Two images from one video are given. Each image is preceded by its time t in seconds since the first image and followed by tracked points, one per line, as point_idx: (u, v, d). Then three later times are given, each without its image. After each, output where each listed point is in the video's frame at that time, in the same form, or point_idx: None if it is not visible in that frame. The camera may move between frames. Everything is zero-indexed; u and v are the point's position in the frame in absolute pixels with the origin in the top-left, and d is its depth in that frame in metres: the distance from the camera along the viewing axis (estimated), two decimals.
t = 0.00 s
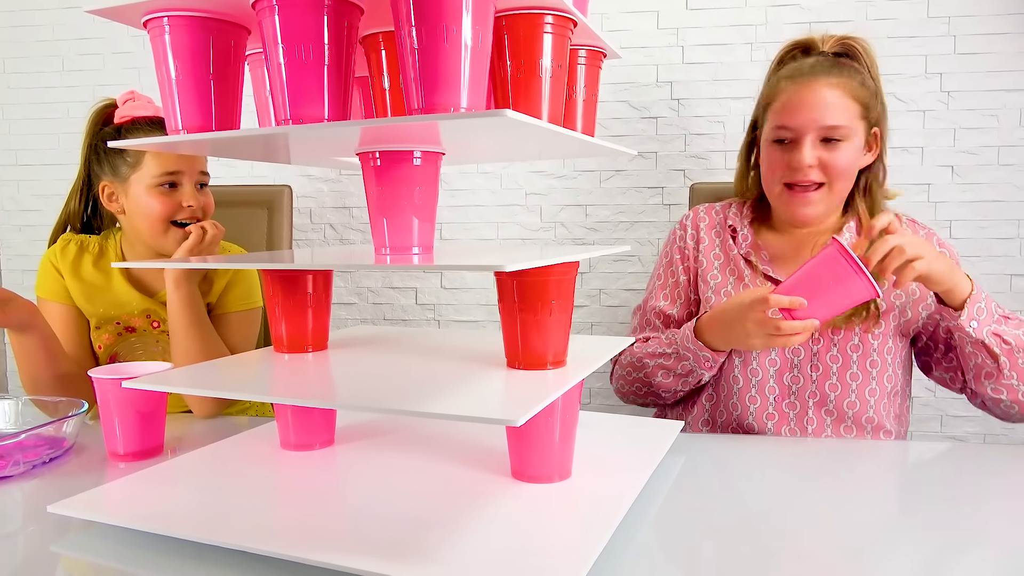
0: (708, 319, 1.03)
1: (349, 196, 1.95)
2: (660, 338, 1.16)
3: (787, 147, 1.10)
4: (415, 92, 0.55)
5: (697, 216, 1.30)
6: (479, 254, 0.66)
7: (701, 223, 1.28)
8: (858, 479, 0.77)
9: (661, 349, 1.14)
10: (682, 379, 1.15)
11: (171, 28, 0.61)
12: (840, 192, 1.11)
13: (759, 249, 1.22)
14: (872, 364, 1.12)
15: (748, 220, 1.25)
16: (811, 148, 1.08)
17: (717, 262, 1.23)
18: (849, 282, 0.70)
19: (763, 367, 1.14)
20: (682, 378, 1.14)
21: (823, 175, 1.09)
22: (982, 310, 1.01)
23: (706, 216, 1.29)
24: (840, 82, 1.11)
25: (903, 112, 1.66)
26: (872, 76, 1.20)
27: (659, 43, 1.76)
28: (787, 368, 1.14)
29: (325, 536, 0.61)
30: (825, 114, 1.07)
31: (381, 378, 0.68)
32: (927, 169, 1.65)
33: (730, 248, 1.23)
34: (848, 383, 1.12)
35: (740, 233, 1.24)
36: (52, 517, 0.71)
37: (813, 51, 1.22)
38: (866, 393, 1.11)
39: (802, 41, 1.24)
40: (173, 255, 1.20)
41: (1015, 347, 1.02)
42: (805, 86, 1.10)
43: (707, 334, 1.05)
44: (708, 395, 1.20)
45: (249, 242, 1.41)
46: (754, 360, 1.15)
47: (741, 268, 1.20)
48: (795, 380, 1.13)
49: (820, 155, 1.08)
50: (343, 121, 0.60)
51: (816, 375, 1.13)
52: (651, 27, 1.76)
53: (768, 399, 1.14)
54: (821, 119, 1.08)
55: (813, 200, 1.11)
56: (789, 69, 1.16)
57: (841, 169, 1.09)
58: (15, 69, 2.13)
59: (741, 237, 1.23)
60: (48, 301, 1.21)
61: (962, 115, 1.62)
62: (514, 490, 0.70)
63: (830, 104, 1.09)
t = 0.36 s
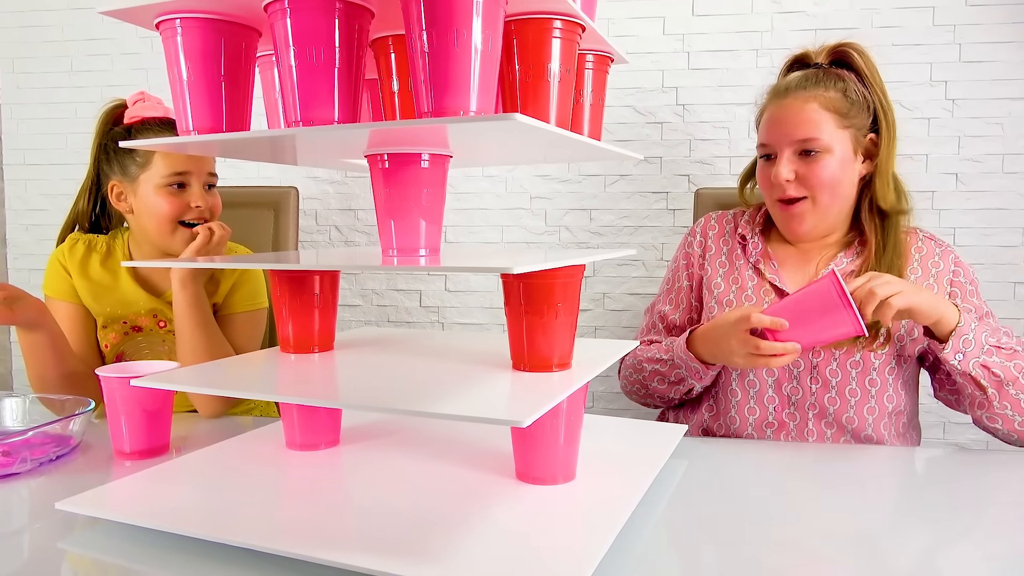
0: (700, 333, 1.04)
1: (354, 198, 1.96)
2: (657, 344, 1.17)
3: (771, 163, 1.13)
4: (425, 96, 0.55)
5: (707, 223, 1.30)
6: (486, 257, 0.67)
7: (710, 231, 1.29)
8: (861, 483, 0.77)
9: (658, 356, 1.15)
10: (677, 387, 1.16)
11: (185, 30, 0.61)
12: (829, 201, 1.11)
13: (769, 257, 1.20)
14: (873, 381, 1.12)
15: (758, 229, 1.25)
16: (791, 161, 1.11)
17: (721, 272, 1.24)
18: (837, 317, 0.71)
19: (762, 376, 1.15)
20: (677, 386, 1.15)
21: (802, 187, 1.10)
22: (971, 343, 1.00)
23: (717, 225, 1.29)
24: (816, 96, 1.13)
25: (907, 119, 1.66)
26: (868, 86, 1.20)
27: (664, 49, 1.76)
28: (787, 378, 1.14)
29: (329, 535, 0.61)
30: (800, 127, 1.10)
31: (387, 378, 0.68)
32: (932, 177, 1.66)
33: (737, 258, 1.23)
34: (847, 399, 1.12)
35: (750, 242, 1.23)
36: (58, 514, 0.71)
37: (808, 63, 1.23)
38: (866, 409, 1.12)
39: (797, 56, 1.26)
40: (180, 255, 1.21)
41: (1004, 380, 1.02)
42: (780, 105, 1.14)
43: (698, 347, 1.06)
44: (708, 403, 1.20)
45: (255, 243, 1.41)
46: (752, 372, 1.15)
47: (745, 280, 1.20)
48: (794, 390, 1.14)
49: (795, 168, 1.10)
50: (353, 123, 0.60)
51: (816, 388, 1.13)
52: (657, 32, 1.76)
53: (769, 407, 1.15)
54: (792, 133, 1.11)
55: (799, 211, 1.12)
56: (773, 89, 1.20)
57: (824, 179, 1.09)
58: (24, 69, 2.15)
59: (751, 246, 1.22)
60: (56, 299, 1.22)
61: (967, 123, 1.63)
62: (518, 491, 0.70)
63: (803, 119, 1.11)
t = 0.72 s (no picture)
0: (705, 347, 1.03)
1: (359, 200, 1.96)
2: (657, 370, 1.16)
3: (791, 149, 1.11)
4: (433, 96, 0.55)
5: (691, 242, 1.29)
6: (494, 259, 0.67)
7: (695, 249, 1.28)
8: (868, 485, 0.77)
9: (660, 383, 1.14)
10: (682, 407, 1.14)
11: (194, 32, 0.62)
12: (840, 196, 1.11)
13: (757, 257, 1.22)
14: (876, 381, 1.12)
15: (743, 241, 1.25)
16: (816, 149, 1.09)
17: (712, 287, 1.23)
18: (839, 299, 0.68)
19: (764, 385, 1.15)
20: (685, 410, 1.14)
21: (829, 175, 1.09)
22: (982, 344, 1.00)
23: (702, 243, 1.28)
24: (834, 91, 1.14)
25: (911, 122, 1.66)
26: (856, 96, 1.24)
27: (668, 52, 1.77)
28: (788, 386, 1.14)
29: (336, 535, 0.61)
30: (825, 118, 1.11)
31: (395, 379, 0.68)
32: (936, 180, 1.66)
33: (726, 272, 1.23)
34: (851, 399, 1.12)
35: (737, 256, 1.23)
36: (64, 514, 0.71)
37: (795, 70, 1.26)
38: (870, 408, 1.11)
39: (783, 62, 1.28)
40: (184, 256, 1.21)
41: (1010, 379, 1.02)
42: (801, 93, 1.13)
43: (707, 365, 1.05)
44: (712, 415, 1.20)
45: (260, 245, 1.42)
46: (753, 383, 1.15)
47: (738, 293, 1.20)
48: (797, 397, 1.14)
49: (823, 155, 1.09)
50: (362, 124, 0.60)
51: (818, 393, 1.13)
52: (661, 36, 1.77)
53: (773, 415, 1.15)
54: (819, 122, 1.10)
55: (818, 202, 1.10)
56: (781, 82, 1.19)
57: (842, 171, 1.10)
58: (30, 72, 2.15)
59: (737, 259, 1.23)
60: (62, 300, 1.22)
61: (971, 126, 1.63)
62: (524, 493, 0.70)
63: (826, 109, 1.11)
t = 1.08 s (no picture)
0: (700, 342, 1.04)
1: (361, 203, 1.96)
2: (650, 361, 1.14)
3: (780, 155, 1.11)
4: (436, 100, 0.56)
5: (687, 238, 1.30)
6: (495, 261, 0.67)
7: (690, 244, 1.29)
8: (870, 489, 0.77)
9: (654, 372, 1.11)
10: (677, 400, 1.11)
11: (198, 35, 0.62)
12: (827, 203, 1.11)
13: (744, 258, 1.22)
14: (860, 377, 1.11)
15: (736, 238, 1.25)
16: (804, 155, 1.09)
17: (704, 281, 1.24)
18: (842, 271, 0.68)
19: (752, 385, 1.14)
20: (679, 401, 1.11)
21: (815, 183, 1.09)
22: None
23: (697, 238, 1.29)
24: (827, 99, 1.14)
25: (913, 126, 1.66)
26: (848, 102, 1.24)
27: (670, 56, 1.77)
28: (774, 387, 1.14)
29: (337, 536, 0.61)
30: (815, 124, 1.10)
31: (394, 380, 0.69)
32: (937, 183, 1.66)
33: (717, 267, 1.23)
34: (836, 398, 1.12)
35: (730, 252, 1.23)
36: (66, 516, 0.71)
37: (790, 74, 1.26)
38: (856, 404, 1.11)
39: (779, 66, 1.28)
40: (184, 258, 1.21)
41: None
42: (793, 98, 1.13)
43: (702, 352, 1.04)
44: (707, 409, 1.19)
45: (261, 248, 1.42)
46: (742, 379, 1.15)
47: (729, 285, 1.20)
48: (783, 398, 1.14)
49: (811, 163, 1.09)
50: (364, 127, 0.61)
51: (803, 393, 1.13)
52: (662, 39, 1.77)
53: (761, 416, 1.14)
54: (810, 128, 1.10)
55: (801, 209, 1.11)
56: (774, 87, 1.19)
57: (829, 178, 1.09)
58: (33, 74, 2.16)
59: (731, 255, 1.23)
60: (65, 302, 1.22)
61: (972, 129, 1.63)
62: (526, 495, 0.70)
63: (818, 116, 1.11)
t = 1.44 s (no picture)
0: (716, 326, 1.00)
1: (358, 204, 1.97)
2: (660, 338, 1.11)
3: (783, 150, 1.11)
4: (430, 101, 0.56)
5: (702, 214, 1.30)
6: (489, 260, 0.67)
7: (707, 219, 1.30)
8: (866, 489, 0.77)
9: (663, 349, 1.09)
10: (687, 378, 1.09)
11: (192, 37, 0.62)
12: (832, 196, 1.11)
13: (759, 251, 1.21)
14: (872, 362, 1.12)
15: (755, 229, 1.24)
16: (807, 149, 1.09)
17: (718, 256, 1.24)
18: (852, 236, 0.64)
19: (763, 361, 1.14)
20: (691, 377, 1.09)
21: (818, 175, 1.09)
22: None
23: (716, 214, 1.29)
24: (830, 94, 1.14)
25: (909, 127, 1.67)
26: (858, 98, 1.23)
27: (667, 57, 1.77)
28: (785, 365, 1.14)
29: (333, 536, 0.62)
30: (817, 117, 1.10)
31: (390, 381, 0.69)
32: (933, 183, 1.66)
33: (734, 242, 1.24)
34: (844, 381, 1.12)
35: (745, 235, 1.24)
36: (62, 517, 0.71)
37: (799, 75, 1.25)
38: (864, 389, 1.12)
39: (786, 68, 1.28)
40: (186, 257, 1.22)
41: None
42: (794, 95, 1.13)
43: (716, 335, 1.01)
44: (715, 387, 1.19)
45: (258, 249, 1.42)
46: (754, 354, 1.14)
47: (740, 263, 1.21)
48: (792, 377, 1.14)
49: (813, 155, 1.09)
50: (358, 129, 0.61)
51: (813, 373, 1.13)
52: (660, 40, 1.77)
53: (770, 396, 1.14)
54: (810, 122, 1.10)
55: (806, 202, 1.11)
56: (778, 87, 1.19)
57: (832, 171, 1.09)
58: (31, 76, 2.16)
59: (748, 234, 1.24)
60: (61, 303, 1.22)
61: (969, 130, 1.63)
62: (521, 496, 0.70)
63: (819, 111, 1.11)
